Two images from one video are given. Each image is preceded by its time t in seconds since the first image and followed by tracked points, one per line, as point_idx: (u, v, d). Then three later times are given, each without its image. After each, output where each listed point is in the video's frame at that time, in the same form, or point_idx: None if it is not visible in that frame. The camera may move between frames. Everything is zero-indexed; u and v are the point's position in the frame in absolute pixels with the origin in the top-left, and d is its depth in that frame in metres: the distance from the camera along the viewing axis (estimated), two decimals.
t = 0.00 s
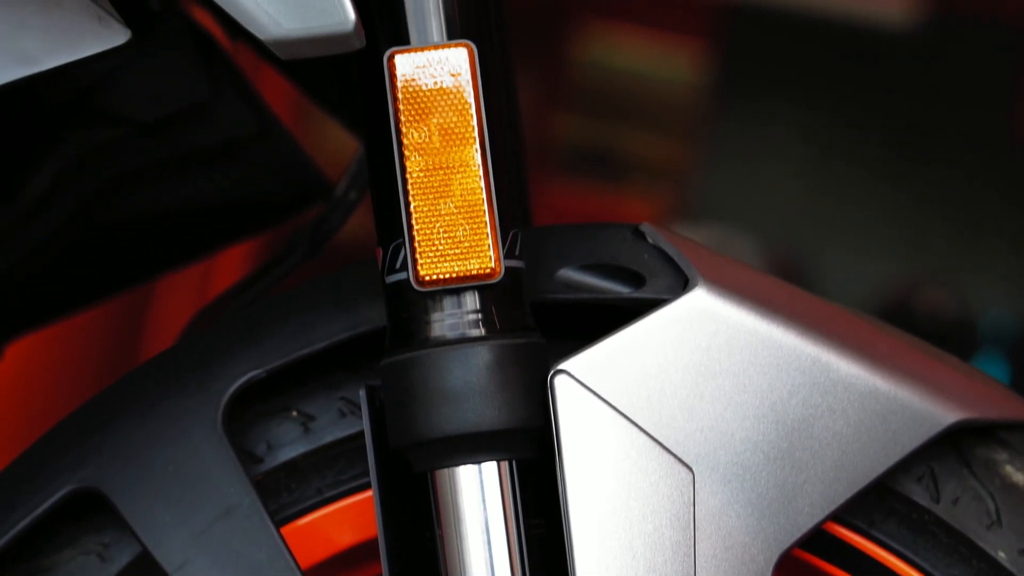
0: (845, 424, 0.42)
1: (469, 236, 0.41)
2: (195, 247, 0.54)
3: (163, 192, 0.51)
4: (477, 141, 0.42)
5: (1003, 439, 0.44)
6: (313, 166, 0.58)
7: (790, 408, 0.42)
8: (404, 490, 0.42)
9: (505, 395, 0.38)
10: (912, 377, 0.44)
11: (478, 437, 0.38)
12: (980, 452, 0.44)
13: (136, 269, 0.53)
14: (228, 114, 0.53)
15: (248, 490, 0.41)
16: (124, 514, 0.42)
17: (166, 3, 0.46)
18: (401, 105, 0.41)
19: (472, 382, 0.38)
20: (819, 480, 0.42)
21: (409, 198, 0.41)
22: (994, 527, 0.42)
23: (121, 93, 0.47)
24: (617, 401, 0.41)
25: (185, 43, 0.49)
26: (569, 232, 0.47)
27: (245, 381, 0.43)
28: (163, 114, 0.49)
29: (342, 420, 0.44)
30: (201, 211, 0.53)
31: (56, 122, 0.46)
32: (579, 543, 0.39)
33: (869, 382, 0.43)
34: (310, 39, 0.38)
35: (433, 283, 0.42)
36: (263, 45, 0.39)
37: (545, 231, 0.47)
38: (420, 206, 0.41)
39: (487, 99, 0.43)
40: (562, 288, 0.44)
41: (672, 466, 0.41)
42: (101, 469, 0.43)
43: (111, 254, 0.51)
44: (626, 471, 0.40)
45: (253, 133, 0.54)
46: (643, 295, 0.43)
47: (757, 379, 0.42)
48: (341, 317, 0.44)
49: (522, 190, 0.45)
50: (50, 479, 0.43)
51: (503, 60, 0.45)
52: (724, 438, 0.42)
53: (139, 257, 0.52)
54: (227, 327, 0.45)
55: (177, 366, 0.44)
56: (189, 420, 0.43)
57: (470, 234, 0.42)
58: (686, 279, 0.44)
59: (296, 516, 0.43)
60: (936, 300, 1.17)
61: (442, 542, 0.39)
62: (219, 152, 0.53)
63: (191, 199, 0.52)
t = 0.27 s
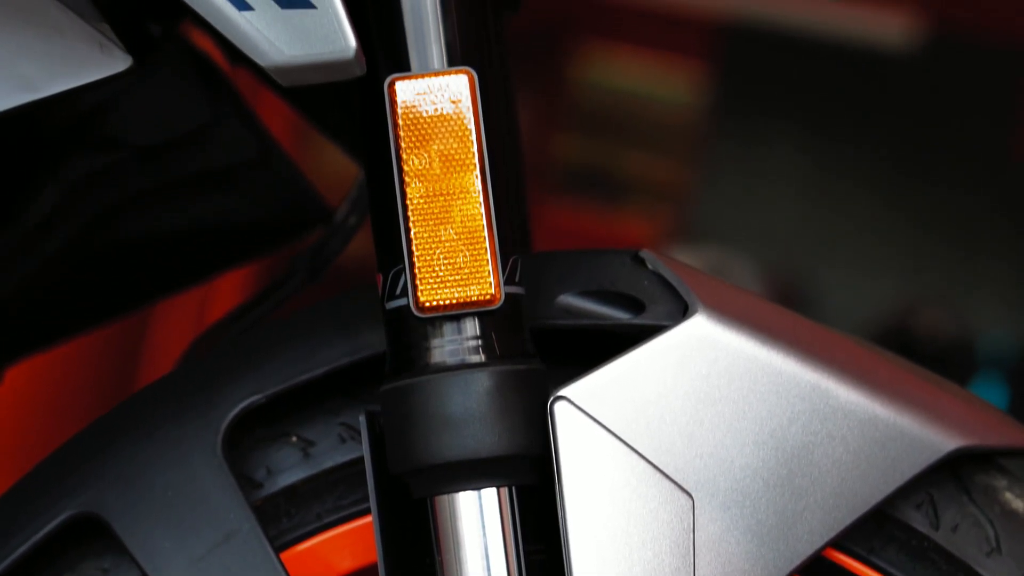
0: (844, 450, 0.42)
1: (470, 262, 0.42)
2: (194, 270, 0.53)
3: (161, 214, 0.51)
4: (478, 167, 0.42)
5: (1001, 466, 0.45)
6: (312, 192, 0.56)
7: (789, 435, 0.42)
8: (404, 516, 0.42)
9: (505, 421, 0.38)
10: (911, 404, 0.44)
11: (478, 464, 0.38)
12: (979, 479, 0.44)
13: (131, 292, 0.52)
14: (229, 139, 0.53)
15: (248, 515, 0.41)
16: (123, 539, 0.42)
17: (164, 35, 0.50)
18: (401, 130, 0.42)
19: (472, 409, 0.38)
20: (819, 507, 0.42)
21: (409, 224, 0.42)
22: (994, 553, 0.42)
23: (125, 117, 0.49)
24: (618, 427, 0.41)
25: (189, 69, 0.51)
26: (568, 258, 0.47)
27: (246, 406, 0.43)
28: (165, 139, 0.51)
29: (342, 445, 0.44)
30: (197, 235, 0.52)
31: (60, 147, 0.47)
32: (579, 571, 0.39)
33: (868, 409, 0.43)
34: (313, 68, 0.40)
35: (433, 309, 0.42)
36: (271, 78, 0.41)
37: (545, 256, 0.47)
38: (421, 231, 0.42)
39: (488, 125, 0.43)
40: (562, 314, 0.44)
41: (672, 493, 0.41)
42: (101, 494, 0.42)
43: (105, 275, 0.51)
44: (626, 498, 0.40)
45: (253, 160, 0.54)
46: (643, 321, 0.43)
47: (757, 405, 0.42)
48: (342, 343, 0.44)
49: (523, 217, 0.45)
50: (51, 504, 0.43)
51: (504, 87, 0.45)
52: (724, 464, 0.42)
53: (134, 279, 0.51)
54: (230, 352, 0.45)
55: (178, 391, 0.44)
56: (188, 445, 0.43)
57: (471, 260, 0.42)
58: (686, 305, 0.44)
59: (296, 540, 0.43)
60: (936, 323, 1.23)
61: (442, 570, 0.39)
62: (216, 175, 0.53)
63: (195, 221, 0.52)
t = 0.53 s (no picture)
0: (845, 475, 0.42)
1: (471, 287, 0.42)
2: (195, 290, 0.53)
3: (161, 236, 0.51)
4: (479, 193, 0.42)
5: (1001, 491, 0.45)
6: (314, 212, 0.56)
7: (790, 460, 0.42)
8: (406, 540, 0.42)
9: (506, 445, 0.38)
10: (912, 429, 0.44)
11: (478, 490, 0.38)
12: (980, 503, 0.44)
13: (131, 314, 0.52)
14: (229, 161, 0.54)
15: (248, 541, 0.41)
16: (125, 564, 0.42)
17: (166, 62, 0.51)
18: (403, 155, 0.42)
19: (473, 434, 0.38)
20: (820, 532, 0.42)
21: (411, 249, 0.42)
22: None
23: (124, 140, 0.50)
24: (618, 452, 0.41)
25: (190, 94, 0.52)
26: (570, 281, 0.47)
27: (247, 430, 0.43)
28: (164, 161, 0.51)
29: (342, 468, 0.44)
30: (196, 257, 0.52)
31: (60, 170, 0.49)
32: None
33: (869, 433, 0.43)
34: (314, 94, 0.38)
35: (434, 334, 0.42)
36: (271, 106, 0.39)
37: (547, 279, 0.47)
38: (422, 256, 0.42)
39: (489, 151, 0.43)
40: (562, 339, 0.45)
41: (672, 518, 0.41)
42: (102, 519, 0.42)
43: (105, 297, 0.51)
44: (626, 524, 0.40)
45: (252, 181, 0.54)
46: (645, 346, 0.43)
47: (757, 431, 0.42)
48: (342, 367, 0.44)
49: (524, 242, 0.45)
50: (51, 529, 0.43)
51: (505, 111, 0.45)
52: (724, 490, 0.42)
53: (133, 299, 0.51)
54: (232, 376, 0.45)
55: (179, 414, 0.44)
56: (189, 470, 0.42)
57: (472, 285, 0.42)
58: (687, 329, 0.44)
59: (297, 564, 0.43)
60: (937, 341, 1.13)
61: None
62: (214, 196, 0.53)
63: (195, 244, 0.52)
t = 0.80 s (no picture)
0: (846, 498, 0.42)
1: (472, 310, 0.42)
2: (193, 309, 0.53)
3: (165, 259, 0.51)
4: (479, 216, 0.42)
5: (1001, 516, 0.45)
6: (314, 234, 0.55)
7: (791, 483, 0.42)
8: (406, 564, 0.42)
9: (506, 469, 0.38)
10: (912, 452, 0.44)
11: (479, 513, 0.38)
12: (980, 526, 0.44)
13: (129, 333, 0.51)
14: (231, 183, 0.53)
15: (249, 563, 0.40)
16: None
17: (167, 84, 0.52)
18: (404, 179, 0.42)
19: (474, 457, 0.38)
20: (822, 555, 0.41)
21: (412, 272, 0.42)
22: None
23: (126, 164, 0.50)
24: (620, 475, 0.41)
25: (191, 116, 0.52)
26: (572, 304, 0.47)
27: (249, 452, 0.43)
28: (165, 185, 0.51)
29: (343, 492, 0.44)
30: (200, 279, 0.52)
31: (62, 194, 0.49)
32: None
33: (870, 456, 0.43)
34: (315, 116, 0.41)
35: (435, 357, 0.42)
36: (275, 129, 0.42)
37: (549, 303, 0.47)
38: (424, 279, 0.42)
39: (490, 174, 0.43)
40: (563, 361, 0.45)
41: (674, 541, 0.40)
42: (102, 542, 0.42)
43: (103, 314, 0.50)
44: (628, 547, 0.40)
45: (253, 205, 0.54)
46: (645, 369, 0.43)
47: (758, 454, 0.42)
48: (345, 390, 0.44)
49: (526, 266, 0.46)
50: (52, 552, 0.42)
51: (506, 136, 0.45)
52: (726, 513, 0.41)
53: (133, 316, 0.51)
54: (235, 398, 0.45)
55: (181, 436, 0.45)
56: (190, 492, 0.42)
57: (473, 309, 0.42)
58: (688, 352, 0.44)
59: None
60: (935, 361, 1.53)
61: None
62: (218, 219, 0.53)
63: (195, 269, 0.52)
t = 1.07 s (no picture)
0: (848, 520, 0.42)
1: (474, 332, 0.42)
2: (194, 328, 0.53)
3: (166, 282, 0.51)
4: (481, 238, 0.42)
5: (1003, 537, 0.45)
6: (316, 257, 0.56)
7: (792, 506, 0.42)
8: None
9: (508, 491, 0.38)
10: (912, 474, 0.44)
11: (481, 536, 0.38)
12: (981, 547, 0.44)
13: (132, 353, 0.51)
14: (234, 206, 0.54)
15: None
16: None
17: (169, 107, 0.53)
18: (406, 202, 0.42)
19: (476, 479, 0.38)
20: None
21: (414, 295, 0.42)
22: None
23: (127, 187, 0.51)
24: (622, 497, 0.41)
25: (192, 138, 0.53)
26: (574, 327, 0.48)
27: (251, 474, 0.43)
28: (166, 208, 0.52)
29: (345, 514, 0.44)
30: (204, 301, 0.52)
31: (64, 215, 0.49)
32: None
33: (870, 478, 0.43)
34: (316, 139, 0.41)
35: (436, 379, 0.42)
36: (277, 152, 0.42)
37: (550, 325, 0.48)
38: (425, 301, 0.42)
39: (492, 196, 0.43)
40: (564, 383, 0.45)
41: (675, 564, 0.40)
42: (101, 566, 0.41)
43: (105, 333, 0.50)
44: (629, 569, 0.40)
45: (254, 228, 0.54)
46: (647, 391, 0.43)
47: (759, 476, 0.42)
48: (346, 412, 0.44)
49: (528, 288, 0.46)
50: None
51: (507, 158, 0.45)
52: (727, 535, 0.41)
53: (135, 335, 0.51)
54: (237, 419, 0.46)
55: (182, 459, 0.44)
56: (192, 515, 0.42)
57: (475, 331, 0.42)
58: (690, 374, 0.44)
59: None
60: (935, 383, 1.54)
61: None
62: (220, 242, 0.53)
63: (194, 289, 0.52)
